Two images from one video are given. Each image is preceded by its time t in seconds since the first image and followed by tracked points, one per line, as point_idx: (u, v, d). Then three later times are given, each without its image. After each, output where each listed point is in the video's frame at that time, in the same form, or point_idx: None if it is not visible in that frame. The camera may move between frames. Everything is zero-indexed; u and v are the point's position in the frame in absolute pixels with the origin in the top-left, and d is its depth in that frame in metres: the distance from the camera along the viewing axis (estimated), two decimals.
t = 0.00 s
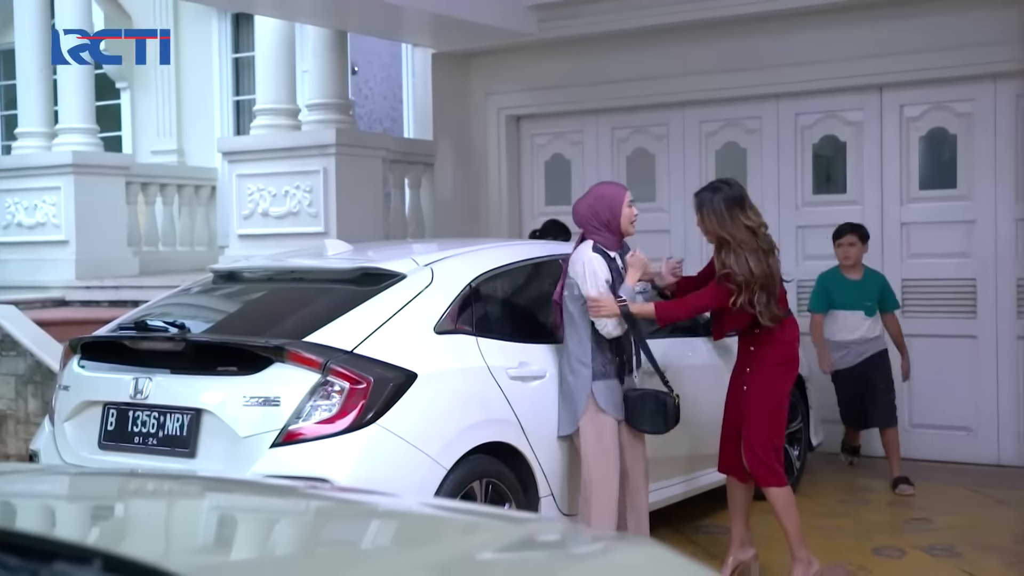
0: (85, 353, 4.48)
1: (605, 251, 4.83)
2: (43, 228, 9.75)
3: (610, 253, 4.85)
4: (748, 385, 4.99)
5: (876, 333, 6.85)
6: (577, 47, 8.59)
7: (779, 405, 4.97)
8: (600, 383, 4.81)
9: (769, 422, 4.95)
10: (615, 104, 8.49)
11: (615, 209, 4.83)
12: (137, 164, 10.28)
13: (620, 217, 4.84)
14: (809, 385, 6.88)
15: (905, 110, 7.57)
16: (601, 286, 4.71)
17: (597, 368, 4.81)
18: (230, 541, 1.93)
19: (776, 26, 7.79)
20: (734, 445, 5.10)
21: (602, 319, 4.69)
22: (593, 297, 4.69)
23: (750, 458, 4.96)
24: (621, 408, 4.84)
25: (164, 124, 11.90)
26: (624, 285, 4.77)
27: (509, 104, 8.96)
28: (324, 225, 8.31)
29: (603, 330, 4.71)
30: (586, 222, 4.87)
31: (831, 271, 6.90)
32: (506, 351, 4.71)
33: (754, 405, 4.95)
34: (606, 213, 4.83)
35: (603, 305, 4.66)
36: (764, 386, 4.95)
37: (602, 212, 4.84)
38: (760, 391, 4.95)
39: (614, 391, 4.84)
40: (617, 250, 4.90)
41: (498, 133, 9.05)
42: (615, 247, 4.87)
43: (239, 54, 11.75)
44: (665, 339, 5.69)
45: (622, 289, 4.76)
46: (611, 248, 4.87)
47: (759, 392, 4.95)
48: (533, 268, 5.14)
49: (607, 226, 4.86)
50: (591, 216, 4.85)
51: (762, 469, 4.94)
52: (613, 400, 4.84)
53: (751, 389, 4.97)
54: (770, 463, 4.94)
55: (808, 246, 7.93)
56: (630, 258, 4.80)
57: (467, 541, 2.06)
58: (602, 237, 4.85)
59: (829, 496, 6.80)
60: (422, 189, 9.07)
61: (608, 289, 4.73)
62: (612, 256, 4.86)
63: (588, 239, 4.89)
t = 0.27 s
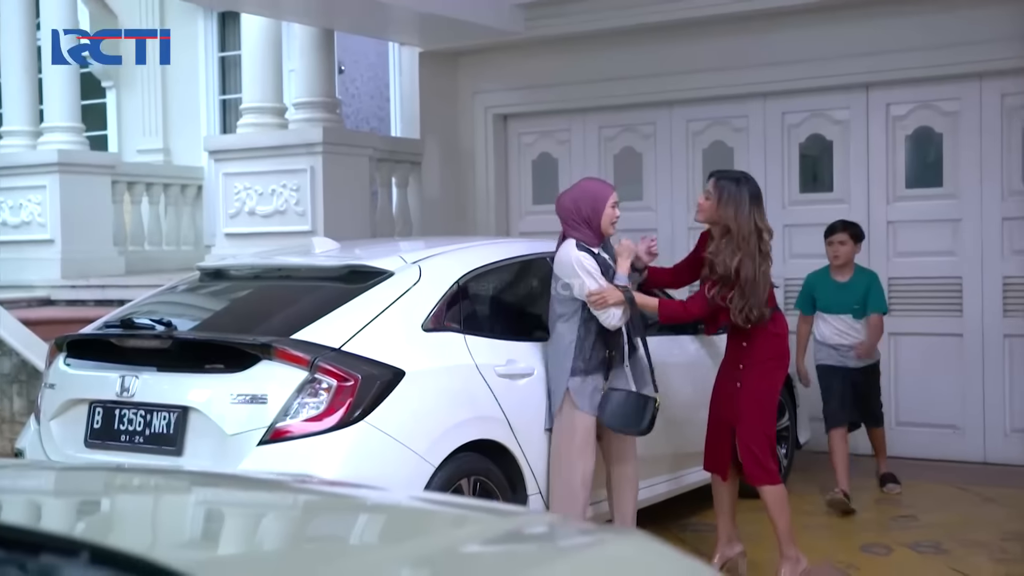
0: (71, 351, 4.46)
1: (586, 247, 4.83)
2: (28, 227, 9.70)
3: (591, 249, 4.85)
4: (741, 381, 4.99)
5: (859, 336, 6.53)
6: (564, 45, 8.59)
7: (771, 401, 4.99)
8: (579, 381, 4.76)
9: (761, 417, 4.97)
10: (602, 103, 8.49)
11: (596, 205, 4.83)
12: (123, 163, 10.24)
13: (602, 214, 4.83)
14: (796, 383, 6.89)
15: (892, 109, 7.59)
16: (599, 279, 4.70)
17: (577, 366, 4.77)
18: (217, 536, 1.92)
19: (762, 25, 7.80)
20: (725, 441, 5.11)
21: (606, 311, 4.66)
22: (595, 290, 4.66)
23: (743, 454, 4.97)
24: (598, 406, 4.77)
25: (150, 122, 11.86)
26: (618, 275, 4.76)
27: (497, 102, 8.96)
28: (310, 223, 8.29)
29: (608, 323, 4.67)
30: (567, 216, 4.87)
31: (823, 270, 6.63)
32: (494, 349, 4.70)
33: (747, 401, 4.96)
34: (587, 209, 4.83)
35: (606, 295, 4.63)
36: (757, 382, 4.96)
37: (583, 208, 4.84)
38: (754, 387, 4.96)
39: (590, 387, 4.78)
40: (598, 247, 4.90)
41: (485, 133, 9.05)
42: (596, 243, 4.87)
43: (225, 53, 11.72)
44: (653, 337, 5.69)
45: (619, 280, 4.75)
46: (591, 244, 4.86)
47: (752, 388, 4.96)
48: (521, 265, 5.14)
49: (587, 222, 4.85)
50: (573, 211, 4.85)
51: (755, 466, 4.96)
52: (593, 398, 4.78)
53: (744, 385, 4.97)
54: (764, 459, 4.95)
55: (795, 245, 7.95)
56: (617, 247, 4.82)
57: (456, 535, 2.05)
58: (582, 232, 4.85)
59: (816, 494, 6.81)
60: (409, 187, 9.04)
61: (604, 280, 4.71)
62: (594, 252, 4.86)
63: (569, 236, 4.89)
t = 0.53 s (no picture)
0: (59, 349, 4.45)
1: (567, 247, 4.82)
2: (16, 226, 9.67)
3: (572, 248, 4.84)
4: (722, 381, 4.99)
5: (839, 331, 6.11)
6: (553, 44, 8.59)
7: (752, 400, 4.99)
8: (571, 381, 4.77)
9: (743, 416, 4.97)
10: (592, 102, 8.50)
11: (573, 204, 4.81)
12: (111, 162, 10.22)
13: (580, 213, 4.81)
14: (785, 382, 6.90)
15: (880, 108, 7.60)
16: (576, 281, 4.69)
17: (567, 366, 4.78)
18: (206, 530, 1.92)
19: (751, 24, 7.81)
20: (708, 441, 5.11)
21: (579, 313, 4.68)
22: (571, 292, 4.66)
23: (726, 454, 4.97)
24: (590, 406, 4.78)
25: (138, 122, 11.83)
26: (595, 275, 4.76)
27: (486, 102, 8.96)
28: (300, 221, 8.27)
29: (580, 324, 4.70)
30: (544, 218, 4.86)
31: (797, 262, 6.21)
32: (483, 347, 4.69)
33: (728, 401, 4.96)
34: (565, 209, 4.82)
35: (582, 298, 4.64)
36: (737, 382, 4.96)
37: (560, 208, 4.83)
38: (734, 386, 4.96)
39: (579, 390, 4.78)
40: (579, 245, 4.89)
41: (475, 132, 9.04)
42: (575, 242, 4.86)
43: (213, 53, 11.68)
44: (642, 336, 5.69)
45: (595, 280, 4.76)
46: (571, 243, 4.85)
47: (733, 387, 4.96)
48: (510, 263, 5.14)
49: (566, 222, 4.84)
50: (550, 212, 4.84)
51: (738, 465, 4.96)
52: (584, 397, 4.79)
53: (725, 385, 4.97)
54: (747, 458, 4.95)
55: (784, 244, 7.95)
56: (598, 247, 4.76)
57: (445, 528, 2.05)
58: (561, 232, 4.84)
59: (805, 492, 6.82)
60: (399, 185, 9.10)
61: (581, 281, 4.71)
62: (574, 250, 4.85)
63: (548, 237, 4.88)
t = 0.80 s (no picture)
0: (44, 348, 4.43)
1: (559, 247, 4.81)
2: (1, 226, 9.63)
3: (564, 248, 4.84)
4: (703, 378, 4.99)
5: (781, 350, 5.62)
6: (540, 44, 8.60)
7: (731, 398, 5.01)
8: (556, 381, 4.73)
9: (722, 414, 4.99)
10: (579, 102, 8.50)
11: (562, 204, 4.80)
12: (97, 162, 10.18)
13: (569, 212, 4.81)
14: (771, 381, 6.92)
15: (867, 108, 7.63)
16: (562, 282, 4.68)
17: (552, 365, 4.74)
18: (193, 525, 1.91)
19: (738, 24, 7.82)
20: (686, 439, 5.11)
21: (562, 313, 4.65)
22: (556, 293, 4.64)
23: (706, 452, 4.98)
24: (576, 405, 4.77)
25: (125, 122, 11.80)
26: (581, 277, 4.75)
27: (474, 102, 8.95)
28: (286, 221, 8.26)
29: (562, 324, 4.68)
30: (534, 222, 4.83)
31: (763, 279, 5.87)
32: (470, 345, 4.69)
33: (709, 398, 4.97)
34: (555, 210, 4.80)
35: (565, 299, 4.61)
36: (718, 380, 4.97)
37: (550, 209, 4.80)
38: (715, 385, 4.97)
39: (565, 389, 4.72)
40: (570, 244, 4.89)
41: (462, 132, 9.05)
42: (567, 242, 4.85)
43: (200, 53, 11.70)
44: (629, 336, 5.69)
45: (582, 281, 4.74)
46: (564, 243, 4.84)
47: (713, 386, 4.97)
48: (498, 262, 5.13)
49: (558, 223, 4.82)
50: (541, 215, 4.81)
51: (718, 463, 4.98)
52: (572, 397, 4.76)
53: (706, 383, 4.98)
54: (727, 456, 4.97)
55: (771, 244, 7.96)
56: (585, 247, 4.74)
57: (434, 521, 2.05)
58: (554, 233, 4.82)
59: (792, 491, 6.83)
60: (386, 186, 9.09)
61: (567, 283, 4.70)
62: (566, 251, 4.84)
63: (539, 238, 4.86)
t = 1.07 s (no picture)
0: (30, 347, 4.41)
1: (556, 248, 4.83)
2: None
3: (559, 248, 4.85)
4: (697, 376, 5.00)
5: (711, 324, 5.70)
6: (529, 44, 8.60)
7: (724, 396, 5.02)
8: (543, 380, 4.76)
9: (716, 411, 5.00)
10: (567, 101, 8.50)
11: (570, 203, 4.84)
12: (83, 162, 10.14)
13: (575, 212, 4.85)
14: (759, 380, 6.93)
15: (853, 107, 7.65)
16: (546, 285, 4.69)
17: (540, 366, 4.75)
18: (181, 519, 1.90)
19: (725, 24, 7.84)
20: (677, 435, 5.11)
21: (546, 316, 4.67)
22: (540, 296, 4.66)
23: (698, 450, 4.99)
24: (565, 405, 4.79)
25: (111, 121, 11.76)
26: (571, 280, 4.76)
27: (462, 101, 8.95)
28: (274, 220, 8.24)
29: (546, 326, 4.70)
30: (538, 218, 4.84)
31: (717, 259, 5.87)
32: (458, 343, 4.69)
33: (702, 396, 4.98)
34: (562, 208, 4.83)
35: (548, 302, 4.63)
36: (712, 378, 4.98)
37: (557, 208, 4.83)
38: (709, 382, 4.98)
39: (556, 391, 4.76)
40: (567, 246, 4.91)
41: (450, 132, 9.04)
42: (566, 242, 4.88)
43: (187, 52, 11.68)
44: (617, 334, 5.70)
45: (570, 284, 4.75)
46: (563, 243, 4.87)
47: (707, 384, 4.98)
48: (486, 261, 5.13)
49: (562, 221, 4.85)
50: (546, 212, 4.83)
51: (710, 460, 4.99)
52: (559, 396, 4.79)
53: (700, 380, 4.98)
54: (719, 455, 4.99)
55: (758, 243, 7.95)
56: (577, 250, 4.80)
57: (422, 514, 2.05)
58: (554, 232, 4.84)
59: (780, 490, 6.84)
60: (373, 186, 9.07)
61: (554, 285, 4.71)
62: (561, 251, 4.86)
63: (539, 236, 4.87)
